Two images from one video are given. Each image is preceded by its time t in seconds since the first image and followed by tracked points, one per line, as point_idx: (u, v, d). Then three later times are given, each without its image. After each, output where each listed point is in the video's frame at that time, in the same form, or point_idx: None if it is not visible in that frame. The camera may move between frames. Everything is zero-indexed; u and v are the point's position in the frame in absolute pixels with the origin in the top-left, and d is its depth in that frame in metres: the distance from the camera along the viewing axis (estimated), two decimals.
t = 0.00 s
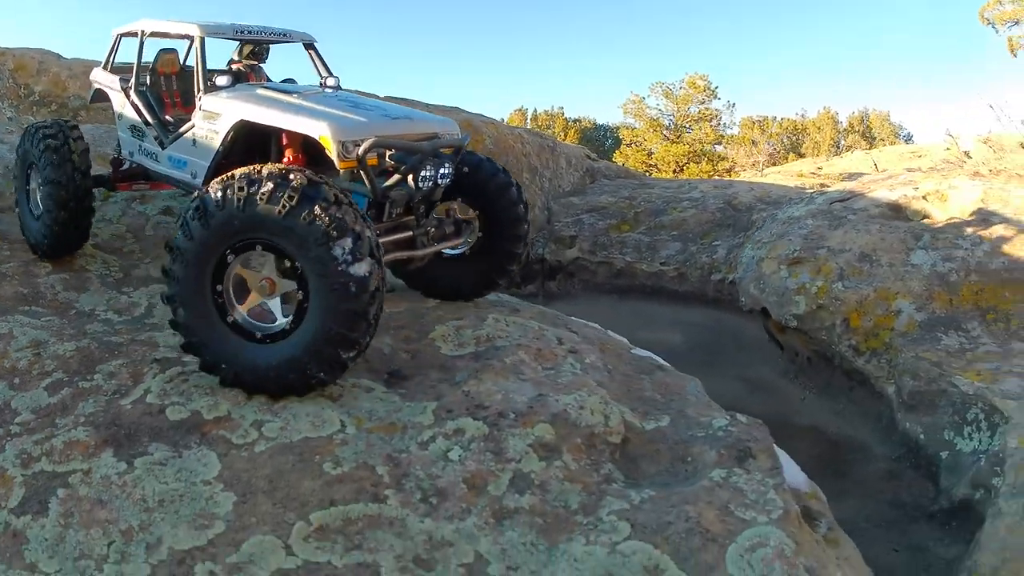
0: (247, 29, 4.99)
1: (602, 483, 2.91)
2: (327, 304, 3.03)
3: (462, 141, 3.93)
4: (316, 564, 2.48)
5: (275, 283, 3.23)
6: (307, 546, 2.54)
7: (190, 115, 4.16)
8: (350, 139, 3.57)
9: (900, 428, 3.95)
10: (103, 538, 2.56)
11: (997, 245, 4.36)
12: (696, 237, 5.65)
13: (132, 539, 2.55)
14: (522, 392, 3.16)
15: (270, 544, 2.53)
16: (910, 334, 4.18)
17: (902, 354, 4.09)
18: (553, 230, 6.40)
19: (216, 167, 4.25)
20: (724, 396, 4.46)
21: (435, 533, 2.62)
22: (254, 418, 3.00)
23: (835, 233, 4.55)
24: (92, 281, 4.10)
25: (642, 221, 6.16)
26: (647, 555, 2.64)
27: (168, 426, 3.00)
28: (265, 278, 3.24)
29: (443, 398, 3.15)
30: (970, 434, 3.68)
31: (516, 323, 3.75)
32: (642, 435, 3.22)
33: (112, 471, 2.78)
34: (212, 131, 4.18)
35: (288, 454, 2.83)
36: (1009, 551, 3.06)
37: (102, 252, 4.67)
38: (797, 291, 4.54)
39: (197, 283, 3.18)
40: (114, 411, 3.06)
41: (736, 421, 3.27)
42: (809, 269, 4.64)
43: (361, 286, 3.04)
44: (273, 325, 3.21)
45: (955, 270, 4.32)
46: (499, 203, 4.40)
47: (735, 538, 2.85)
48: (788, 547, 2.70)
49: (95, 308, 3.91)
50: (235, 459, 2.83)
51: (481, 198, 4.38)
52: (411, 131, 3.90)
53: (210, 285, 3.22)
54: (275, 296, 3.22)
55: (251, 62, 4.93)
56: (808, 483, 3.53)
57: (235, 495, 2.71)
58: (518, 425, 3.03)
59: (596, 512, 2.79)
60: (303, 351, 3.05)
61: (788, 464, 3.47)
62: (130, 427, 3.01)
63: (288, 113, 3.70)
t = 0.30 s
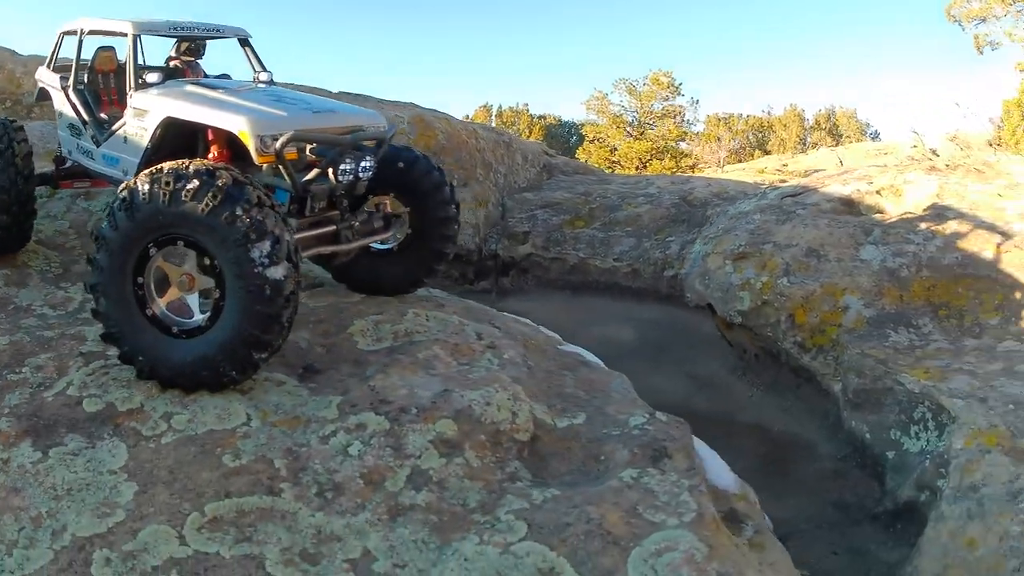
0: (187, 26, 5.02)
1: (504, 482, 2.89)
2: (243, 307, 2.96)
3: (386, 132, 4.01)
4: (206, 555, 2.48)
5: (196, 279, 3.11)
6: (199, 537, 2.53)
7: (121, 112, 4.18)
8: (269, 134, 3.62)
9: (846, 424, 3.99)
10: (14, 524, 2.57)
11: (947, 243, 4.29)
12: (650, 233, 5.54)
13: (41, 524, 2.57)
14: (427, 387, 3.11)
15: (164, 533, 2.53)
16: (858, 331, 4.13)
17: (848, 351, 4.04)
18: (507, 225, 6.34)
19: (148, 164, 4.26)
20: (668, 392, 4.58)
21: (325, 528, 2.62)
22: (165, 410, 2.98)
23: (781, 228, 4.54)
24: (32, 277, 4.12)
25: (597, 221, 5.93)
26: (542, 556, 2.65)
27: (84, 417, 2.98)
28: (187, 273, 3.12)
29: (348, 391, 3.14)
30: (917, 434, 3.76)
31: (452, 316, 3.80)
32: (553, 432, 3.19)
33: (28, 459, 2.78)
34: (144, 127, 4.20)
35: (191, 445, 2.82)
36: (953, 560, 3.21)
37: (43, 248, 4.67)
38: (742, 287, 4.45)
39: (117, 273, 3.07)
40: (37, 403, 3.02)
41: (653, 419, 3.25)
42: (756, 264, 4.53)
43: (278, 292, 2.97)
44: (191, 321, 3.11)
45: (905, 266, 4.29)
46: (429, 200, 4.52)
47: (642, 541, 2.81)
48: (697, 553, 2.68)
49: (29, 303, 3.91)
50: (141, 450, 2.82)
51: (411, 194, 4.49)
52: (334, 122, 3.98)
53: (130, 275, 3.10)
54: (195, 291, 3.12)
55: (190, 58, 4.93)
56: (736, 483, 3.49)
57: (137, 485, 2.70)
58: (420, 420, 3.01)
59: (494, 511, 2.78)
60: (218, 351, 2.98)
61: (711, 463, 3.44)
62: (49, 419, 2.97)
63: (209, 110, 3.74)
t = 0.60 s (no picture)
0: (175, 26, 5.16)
1: (457, 473, 2.91)
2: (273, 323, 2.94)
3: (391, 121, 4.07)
4: (154, 538, 2.49)
5: (220, 280, 3.06)
6: (150, 521, 2.55)
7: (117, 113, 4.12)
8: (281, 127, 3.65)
9: (822, 421, 3.96)
10: None
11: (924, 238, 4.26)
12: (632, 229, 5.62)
13: None
14: (382, 377, 3.17)
15: (117, 517, 2.54)
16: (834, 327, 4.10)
17: (824, 346, 4.01)
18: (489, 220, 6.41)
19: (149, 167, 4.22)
20: (645, 387, 4.54)
21: (272, 515, 2.64)
22: (125, 398, 2.99)
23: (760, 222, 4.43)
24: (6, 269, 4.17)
25: (577, 215, 6.02)
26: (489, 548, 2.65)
27: (48, 404, 2.97)
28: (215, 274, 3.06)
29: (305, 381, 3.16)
30: (894, 431, 3.71)
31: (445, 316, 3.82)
32: (509, 424, 3.20)
33: None
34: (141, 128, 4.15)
35: (147, 432, 2.84)
36: (926, 561, 3.17)
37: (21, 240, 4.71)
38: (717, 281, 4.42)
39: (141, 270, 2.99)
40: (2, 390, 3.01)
41: (613, 413, 3.25)
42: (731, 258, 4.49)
43: (299, 352, 2.98)
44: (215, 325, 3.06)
45: (883, 261, 4.24)
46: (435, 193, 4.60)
47: (592, 535, 2.79)
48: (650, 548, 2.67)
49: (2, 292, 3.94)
50: (100, 436, 2.84)
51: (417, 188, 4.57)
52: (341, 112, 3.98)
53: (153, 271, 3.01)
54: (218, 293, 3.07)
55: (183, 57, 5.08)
56: (702, 479, 3.46)
57: (94, 470, 2.71)
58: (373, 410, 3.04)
59: (444, 502, 2.79)
60: (245, 361, 2.98)
61: (673, 456, 3.44)
62: (15, 404, 2.97)
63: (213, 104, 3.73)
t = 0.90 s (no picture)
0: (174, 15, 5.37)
1: (402, 456, 3.00)
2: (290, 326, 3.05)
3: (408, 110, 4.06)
4: (105, 506, 2.62)
5: (242, 269, 3.15)
6: (102, 490, 2.66)
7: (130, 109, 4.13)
8: (301, 119, 3.65)
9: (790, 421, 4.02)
10: None
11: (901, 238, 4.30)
12: (617, 227, 5.99)
13: None
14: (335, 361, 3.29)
15: (72, 486, 2.66)
16: (807, 326, 4.16)
17: (794, 345, 4.07)
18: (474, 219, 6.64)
19: (162, 161, 4.21)
20: (621, 384, 4.59)
21: (217, 487, 2.75)
22: (92, 375, 3.08)
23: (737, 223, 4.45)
24: None
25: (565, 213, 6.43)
26: (424, 528, 2.73)
27: (16, 380, 3.06)
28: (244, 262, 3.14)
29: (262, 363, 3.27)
30: (861, 431, 3.76)
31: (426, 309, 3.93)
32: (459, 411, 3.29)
33: None
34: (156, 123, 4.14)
35: (107, 407, 2.94)
36: (884, 561, 3.29)
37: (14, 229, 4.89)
38: (692, 279, 4.53)
39: (171, 242, 3.02)
40: None
41: (563, 403, 3.33)
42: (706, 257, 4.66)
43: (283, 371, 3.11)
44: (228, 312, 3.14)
45: (857, 262, 4.27)
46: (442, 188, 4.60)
47: (531, 520, 2.83)
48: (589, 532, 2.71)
49: None
50: (64, 410, 2.94)
51: (423, 183, 4.57)
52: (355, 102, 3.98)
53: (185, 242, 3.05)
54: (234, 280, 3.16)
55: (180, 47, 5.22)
56: (656, 473, 3.49)
57: (55, 441, 2.81)
58: (325, 393, 3.14)
59: (386, 482, 2.88)
60: (251, 353, 3.06)
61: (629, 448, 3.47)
62: None
63: (234, 97, 3.74)
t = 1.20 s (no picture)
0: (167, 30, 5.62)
1: (359, 457, 3.11)
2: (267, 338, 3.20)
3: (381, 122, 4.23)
4: (74, 497, 2.77)
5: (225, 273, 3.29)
6: (72, 483, 2.82)
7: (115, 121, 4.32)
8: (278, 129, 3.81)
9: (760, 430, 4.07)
10: None
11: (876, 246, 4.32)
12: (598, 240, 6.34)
13: None
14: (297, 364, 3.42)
15: (44, 478, 2.81)
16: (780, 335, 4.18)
17: (764, 355, 4.11)
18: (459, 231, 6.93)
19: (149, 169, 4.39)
20: (597, 395, 4.67)
21: (179, 482, 2.89)
22: (67, 375, 3.25)
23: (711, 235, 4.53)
24: None
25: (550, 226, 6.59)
26: (373, 525, 2.84)
27: None
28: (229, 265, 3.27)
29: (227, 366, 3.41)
30: (830, 441, 3.81)
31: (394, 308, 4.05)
32: (417, 416, 3.41)
33: None
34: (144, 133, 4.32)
35: (79, 406, 3.10)
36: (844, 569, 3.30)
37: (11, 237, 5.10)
38: (665, 289, 4.61)
39: (161, 240, 3.15)
40: None
41: (520, 409, 3.44)
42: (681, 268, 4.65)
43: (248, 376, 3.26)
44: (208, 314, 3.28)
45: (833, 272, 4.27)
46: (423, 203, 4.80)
47: (479, 521, 2.91)
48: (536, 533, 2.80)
49: None
50: (40, 407, 3.10)
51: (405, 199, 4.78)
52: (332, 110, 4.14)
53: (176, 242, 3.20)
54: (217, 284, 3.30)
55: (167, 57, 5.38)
56: (616, 480, 3.55)
57: (30, 436, 2.98)
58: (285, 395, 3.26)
59: (341, 482, 2.99)
60: (222, 355, 3.20)
61: (589, 453, 3.53)
62: None
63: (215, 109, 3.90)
